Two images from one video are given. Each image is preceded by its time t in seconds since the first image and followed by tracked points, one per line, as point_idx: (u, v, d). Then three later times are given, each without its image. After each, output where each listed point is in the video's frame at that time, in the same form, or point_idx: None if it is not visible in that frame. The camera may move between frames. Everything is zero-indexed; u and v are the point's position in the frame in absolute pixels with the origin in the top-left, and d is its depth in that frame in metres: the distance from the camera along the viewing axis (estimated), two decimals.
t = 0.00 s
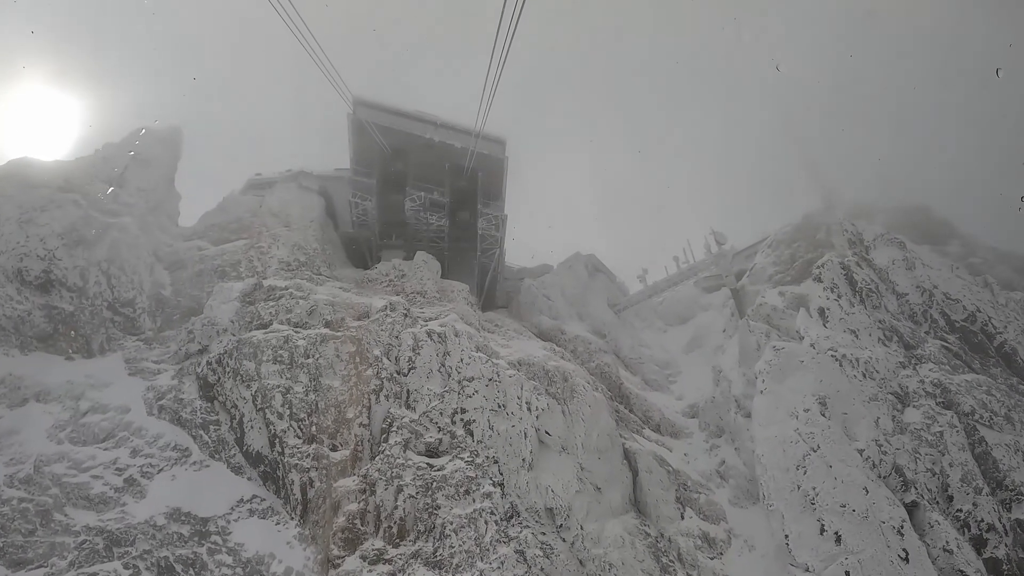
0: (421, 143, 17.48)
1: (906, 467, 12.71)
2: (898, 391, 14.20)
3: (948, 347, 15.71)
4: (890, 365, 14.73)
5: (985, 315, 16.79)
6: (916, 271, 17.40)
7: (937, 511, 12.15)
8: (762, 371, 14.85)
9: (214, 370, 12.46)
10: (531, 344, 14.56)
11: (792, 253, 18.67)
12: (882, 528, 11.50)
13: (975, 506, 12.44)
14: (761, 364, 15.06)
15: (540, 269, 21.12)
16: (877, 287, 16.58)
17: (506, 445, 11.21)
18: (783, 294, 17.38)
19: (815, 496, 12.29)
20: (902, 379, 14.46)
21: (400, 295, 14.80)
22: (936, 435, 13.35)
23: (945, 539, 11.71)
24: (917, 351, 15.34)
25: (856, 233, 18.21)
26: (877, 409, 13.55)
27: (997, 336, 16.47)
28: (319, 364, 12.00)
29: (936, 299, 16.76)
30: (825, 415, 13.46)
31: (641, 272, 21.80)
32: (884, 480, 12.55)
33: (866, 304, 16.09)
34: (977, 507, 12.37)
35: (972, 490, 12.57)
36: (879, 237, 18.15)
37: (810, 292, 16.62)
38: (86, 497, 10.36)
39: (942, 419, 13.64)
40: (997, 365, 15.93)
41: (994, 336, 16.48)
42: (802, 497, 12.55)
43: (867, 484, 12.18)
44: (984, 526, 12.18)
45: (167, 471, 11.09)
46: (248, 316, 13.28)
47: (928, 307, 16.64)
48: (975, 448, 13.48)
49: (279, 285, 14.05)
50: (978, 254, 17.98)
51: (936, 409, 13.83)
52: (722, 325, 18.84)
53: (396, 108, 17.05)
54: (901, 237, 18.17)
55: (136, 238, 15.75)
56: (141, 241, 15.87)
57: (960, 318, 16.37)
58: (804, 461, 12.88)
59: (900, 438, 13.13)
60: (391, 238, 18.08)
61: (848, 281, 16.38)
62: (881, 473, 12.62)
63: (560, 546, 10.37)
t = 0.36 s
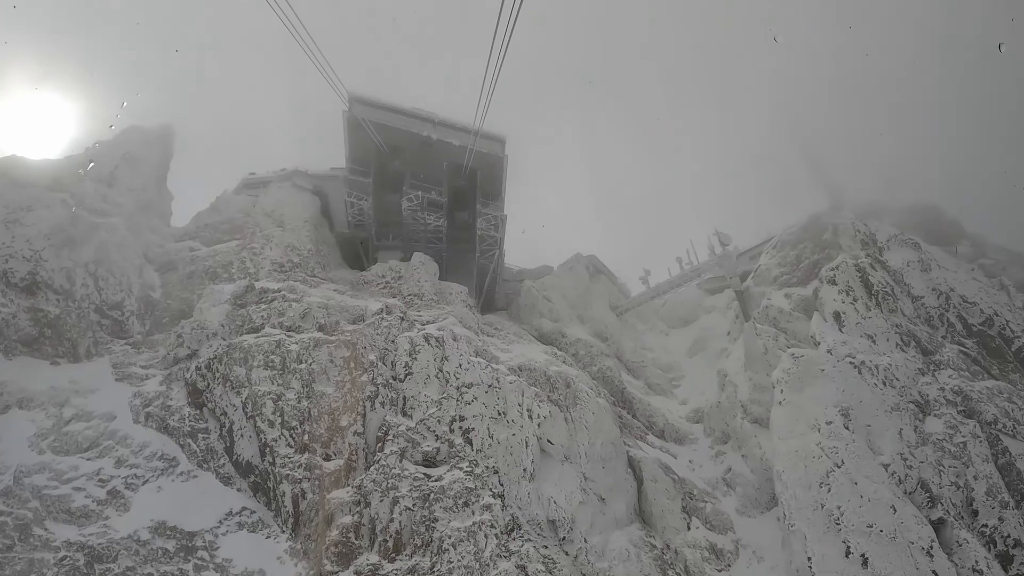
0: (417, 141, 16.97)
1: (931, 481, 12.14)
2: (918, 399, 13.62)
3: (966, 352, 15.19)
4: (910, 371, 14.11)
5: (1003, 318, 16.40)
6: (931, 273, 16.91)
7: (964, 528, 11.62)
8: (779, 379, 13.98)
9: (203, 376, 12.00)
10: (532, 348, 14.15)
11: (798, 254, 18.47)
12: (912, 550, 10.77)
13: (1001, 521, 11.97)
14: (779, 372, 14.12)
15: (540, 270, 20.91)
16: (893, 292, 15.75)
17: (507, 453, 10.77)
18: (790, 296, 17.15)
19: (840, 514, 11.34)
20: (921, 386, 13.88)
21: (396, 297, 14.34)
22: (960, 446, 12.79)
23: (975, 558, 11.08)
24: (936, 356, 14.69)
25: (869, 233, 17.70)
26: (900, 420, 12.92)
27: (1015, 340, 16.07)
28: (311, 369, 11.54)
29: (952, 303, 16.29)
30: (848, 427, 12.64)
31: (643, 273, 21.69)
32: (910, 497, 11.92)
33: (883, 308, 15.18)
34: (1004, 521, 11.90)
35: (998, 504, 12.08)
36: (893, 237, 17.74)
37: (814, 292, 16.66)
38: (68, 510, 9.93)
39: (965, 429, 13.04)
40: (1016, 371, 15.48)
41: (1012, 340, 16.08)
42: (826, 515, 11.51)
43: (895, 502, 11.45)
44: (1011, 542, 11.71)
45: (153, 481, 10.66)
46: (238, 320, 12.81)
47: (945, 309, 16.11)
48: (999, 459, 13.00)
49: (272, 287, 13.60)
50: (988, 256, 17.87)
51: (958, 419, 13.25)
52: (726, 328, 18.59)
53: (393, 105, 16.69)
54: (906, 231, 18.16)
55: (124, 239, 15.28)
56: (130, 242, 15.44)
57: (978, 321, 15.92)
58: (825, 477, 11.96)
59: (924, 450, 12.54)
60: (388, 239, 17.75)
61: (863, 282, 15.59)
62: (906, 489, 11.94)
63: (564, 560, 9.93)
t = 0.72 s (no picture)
0: (415, 138, 16.52)
1: (958, 496, 11.72)
2: (941, 409, 13.16)
3: (985, 358, 14.78)
4: (930, 379, 13.63)
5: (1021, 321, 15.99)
6: (948, 275, 16.51)
7: (994, 546, 11.22)
8: (801, 391, 13.72)
9: (193, 382, 11.55)
10: (534, 353, 13.72)
11: (804, 255, 18.19)
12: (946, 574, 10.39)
13: None
14: (799, 383, 13.86)
15: (540, 272, 20.53)
16: (910, 295, 15.20)
17: (507, 463, 10.33)
18: (797, 298, 16.92)
19: (869, 536, 10.93)
20: (943, 395, 13.38)
21: (392, 300, 13.90)
22: (985, 458, 12.37)
23: None
24: (955, 362, 14.30)
25: (882, 234, 17.22)
26: (924, 431, 12.50)
27: None
28: (304, 375, 11.09)
29: (970, 306, 15.91)
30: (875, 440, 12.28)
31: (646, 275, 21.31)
32: (939, 514, 11.46)
33: (899, 312, 14.64)
34: None
35: None
36: (907, 238, 17.19)
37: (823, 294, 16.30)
38: (48, 524, 9.52)
39: (988, 440, 12.64)
40: None
41: None
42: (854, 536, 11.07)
43: (926, 521, 11.07)
44: None
45: (139, 493, 10.26)
46: (229, 323, 12.37)
47: (963, 313, 15.70)
48: None
49: (264, 290, 13.17)
50: (1000, 258, 17.49)
51: (982, 429, 12.83)
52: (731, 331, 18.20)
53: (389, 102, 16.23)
54: (923, 232, 17.68)
55: (113, 240, 14.81)
56: (119, 242, 14.99)
57: (997, 325, 15.48)
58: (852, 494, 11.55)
59: (949, 463, 12.15)
60: (385, 240, 17.34)
61: (879, 285, 15.02)
62: (935, 506, 11.48)
63: (567, 575, 9.47)
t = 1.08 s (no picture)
0: (412, 136, 16.09)
1: (989, 513, 11.31)
2: (965, 418, 12.77)
3: (1007, 363, 14.39)
4: (954, 387, 13.22)
5: None
6: (966, 277, 16.14)
7: None
8: (824, 403, 13.04)
9: (182, 389, 11.12)
10: (535, 357, 13.28)
11: (811, 256, 17.83)
12: None
13: None
14: (821, 394, 13.27)
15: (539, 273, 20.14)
16: (928, 296, 15.01)
17: (508, 473, 9.90)
18: (805, 300, 16.65)
19: (901, 561, 10.37)
20: (967, 404, 12.97)
21: (389, 303, 13.47)
22: (1012, 470, 12.03)
23: None
24: (977, 369, 13.86)
25: (891, 235, 16.83)
26: (952, 443, 12.04)
27: None
28: (297, 382, 10.62)
29: (988, 310, 15.51)
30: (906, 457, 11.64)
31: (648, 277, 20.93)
32: (970, 534, 11.04)
33: (920, 316, 14.31)
34: None
35: None
36: (923, 240, 16.86)
37: (831, 297, 16.12)
38: (28, 540, 9.20)
39: (1014, 451, 12.36)
40: None
41: None
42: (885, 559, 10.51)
43: (961, 545, 10.51)
44: None
45: (124, 506, 9.90)
46: (220, 327, 11.91)
47: (982, 317, 15.32)
48: None
49: (257, 293, 12.75)
50: (1013, 258, 17.11)
51: (1007, 439, 12.54)
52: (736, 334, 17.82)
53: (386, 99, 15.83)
54: (942, 232, 17.26)
55: (102, 241, 14.34)
56: (110, 243, 14.55)
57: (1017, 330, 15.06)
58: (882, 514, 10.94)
59: (978, 478, 11.72)
60: (383, 241, 16.94)
61: (899, 287, 14.79)
62: (966, 525, 11.05)
63: None
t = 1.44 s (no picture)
0: (411, 134, 15.68)
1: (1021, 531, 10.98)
2: (992, 428, 12.39)
3: None
4: (978, 395, 12.81)
5: None
6: (986, 279, 15.67)
7: None
8: (853, 414, 12.68)
9: (171, 396, 10.70)
10: (537, 362, 12.87)
11: (819, 257, 17.47)
12: None
13: None
14: (847, 405, 12.94)
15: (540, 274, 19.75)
16: (948, 300, 14.50)
17: (510, 484, 9.48)
18: (813, 302, 16.28)
19: None
20: (992, 413, 12.58)
21: (387, 306, 13.06)
22: None
23: None
24: (1000, 375, 13.48)
25: (901, 235, 16.42)
26: (982, 456, 11.72)
27: None
28: (291, 389, 10.20)
29: (1010, 313, 15.02)
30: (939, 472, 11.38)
31: (651, 278, 20.55)
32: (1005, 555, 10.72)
33: (940, 320, 13.87)
34: None
35: None
36: (940, 241, 16.45)
37: (840, 299, 15.76)
38: (6, 556, 8.91)
39: None
40: None
41: None
42: None
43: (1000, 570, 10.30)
44: None
45: (109, 520, 9.55)
46: (212, 331, 11.48)
47: (1003, 321, 14.84)
48: None
49: (250, 295, 12.33)
50: None
51: None
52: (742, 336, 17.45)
53: (383, 96, 15.40)
54: (955, 232, 16.89)
55: (92, 242, 13.90)
56: (100, 244, 14.11)
57: None
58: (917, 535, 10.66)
59: (1009, 493, 11.43)
60: (381, 242, 16.55)
61: (918, 290, 14.27)
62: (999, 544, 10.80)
63: None
